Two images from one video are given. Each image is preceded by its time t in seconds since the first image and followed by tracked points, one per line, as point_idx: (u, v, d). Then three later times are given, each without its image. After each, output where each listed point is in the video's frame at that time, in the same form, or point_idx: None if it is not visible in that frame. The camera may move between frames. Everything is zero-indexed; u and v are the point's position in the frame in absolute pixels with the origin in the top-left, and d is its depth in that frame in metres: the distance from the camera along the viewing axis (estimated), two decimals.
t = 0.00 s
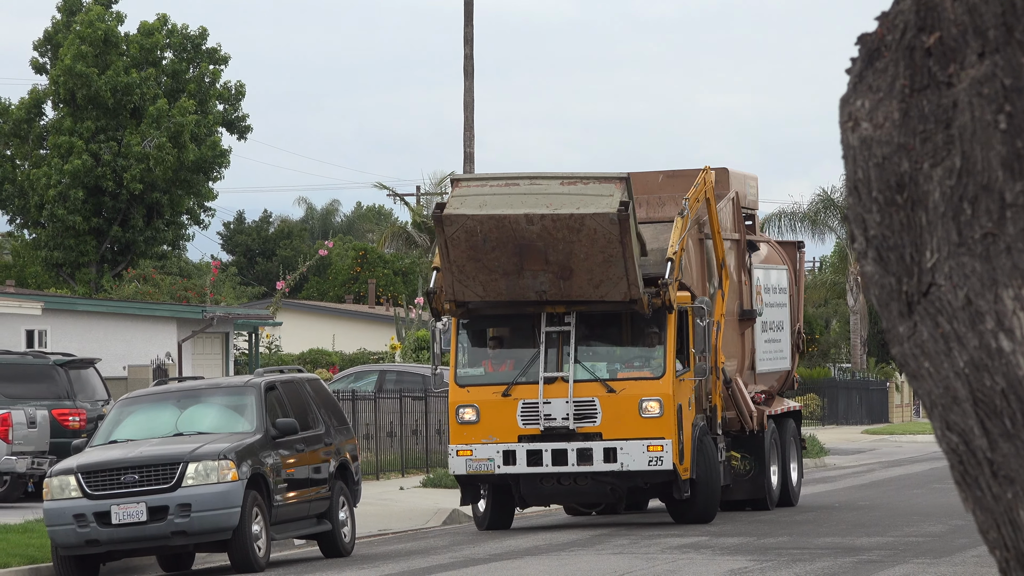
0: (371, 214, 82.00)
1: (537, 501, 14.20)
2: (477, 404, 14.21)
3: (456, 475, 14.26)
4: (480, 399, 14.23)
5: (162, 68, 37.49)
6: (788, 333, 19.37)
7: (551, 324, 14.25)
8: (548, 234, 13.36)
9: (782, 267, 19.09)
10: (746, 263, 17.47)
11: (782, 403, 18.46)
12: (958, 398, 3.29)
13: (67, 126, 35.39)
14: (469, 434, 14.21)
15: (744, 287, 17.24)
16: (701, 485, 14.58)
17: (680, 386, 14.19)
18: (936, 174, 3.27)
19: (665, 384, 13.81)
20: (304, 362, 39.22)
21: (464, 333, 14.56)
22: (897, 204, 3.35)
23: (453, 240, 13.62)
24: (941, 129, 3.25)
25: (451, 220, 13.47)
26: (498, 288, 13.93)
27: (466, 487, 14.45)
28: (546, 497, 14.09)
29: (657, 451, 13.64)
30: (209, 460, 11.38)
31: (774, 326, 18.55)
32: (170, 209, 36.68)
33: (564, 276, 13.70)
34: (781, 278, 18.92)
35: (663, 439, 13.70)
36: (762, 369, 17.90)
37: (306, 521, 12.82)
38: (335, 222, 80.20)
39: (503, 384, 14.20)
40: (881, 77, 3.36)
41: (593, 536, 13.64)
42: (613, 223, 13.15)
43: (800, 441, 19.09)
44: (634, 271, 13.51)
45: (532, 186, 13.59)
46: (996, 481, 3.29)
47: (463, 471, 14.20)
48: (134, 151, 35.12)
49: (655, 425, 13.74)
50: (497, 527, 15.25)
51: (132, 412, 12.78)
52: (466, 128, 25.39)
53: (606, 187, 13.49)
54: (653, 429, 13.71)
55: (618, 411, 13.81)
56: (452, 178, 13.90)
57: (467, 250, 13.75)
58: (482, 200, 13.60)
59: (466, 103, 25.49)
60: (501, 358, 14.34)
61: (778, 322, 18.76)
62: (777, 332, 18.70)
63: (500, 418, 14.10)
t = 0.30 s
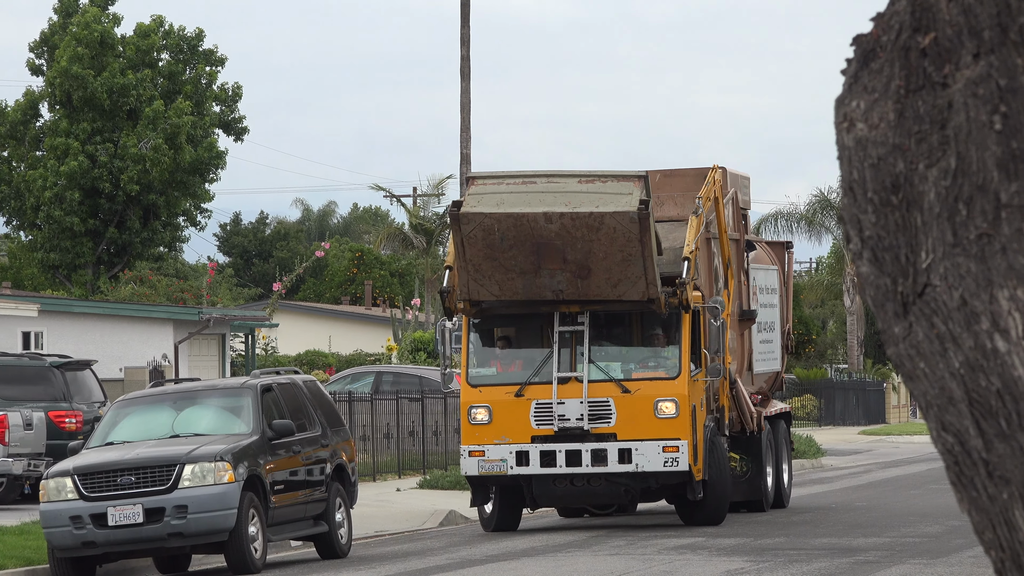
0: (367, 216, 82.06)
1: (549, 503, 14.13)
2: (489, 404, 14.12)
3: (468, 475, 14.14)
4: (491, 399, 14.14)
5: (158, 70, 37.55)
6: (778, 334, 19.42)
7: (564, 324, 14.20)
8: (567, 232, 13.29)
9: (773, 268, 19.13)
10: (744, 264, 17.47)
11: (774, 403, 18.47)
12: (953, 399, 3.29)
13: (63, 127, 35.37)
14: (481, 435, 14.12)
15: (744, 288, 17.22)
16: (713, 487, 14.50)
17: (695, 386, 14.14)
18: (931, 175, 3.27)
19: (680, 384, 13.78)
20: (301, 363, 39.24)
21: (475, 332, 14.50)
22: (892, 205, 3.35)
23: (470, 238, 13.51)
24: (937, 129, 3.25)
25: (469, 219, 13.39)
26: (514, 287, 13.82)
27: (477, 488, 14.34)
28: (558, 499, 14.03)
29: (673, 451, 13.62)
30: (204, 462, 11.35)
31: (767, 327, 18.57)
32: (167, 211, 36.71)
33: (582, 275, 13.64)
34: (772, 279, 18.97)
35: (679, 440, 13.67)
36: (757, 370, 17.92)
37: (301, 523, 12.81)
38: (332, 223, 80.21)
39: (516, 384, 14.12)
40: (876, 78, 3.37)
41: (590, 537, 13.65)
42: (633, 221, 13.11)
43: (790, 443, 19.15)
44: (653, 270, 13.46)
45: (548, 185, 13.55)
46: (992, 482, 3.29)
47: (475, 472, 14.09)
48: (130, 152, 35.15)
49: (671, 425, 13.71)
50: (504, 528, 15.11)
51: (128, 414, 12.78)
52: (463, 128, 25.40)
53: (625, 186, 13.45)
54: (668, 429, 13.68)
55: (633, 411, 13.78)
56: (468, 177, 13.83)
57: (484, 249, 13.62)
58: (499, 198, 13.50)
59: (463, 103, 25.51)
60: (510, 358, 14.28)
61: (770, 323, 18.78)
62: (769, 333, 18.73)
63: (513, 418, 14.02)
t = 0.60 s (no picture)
0: (365, 216, 82.17)
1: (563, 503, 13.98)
2: (503, 403, 13.91)
3: (483, 476, 13.98)
4: (507, 398, 13.91)
5: (155, 70, 37.61)
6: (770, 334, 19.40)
7: (580, 322, 13.98)
8: (591, 229, 13.11)
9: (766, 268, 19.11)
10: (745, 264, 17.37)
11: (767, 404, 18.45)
12: (949, 400, 3.29)
13: (60, 129, 35.43)
14: (496, 434, 13.93)
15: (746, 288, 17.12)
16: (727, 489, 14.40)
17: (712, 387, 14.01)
18: (928, 176, 3.27)
19: (699, 385, 13.65)
20: (299, 363, 39.29)
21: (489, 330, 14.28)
22: (890, 205, 3.35)
23: (492, 235, 13.25)
24: (933, 131, 3.26)
25: (491, 216, 13.12)
26: (534, 285, 13.59)
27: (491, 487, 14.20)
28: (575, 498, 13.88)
29: (691, 453, 13.53)
30: (202, 462, 11.36)
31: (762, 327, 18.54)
32: (164, 212, 36.80)
33: (604, 274, 13.44)
34: (765, 279, 18.94)
35: (696, 441, 13.58)
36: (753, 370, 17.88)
37: (300, 523, 12.84)
38: (330, 224, 80.27)
39: (532, 383, 13.90)
40: (874, 79, 3.38)
41: (587, 538, 13.64)
42: (658, 219, 12.94)
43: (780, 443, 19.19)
44: (676, 269, 13.28)
45: (569, 183, 13.33)
46: (988, 483, 3.29)
47: (489, 472, 13.91)
48: (128, 153, 35.21)
49: (689, 426, 13.59)
50: (515, 527, 14.93)
51: (125, 414, 12.78)
52: (459, 129, 25.41)
53: (648, 184, 13.32)
54: (686, 430, 13.56)
55: (650, 412, 13.63)
56: (488, 173, 13.57)
57: (505, 245, 13.37)
58: (521, 195, 13.25)
59: (459, 104, 25.53)
60: (521, 357, 14.06)
61: (764, 323, 18.75)
62: (763, 333, 18.69)
63: (528, 418, 13.82)
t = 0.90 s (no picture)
0: (366, 215, 82.25)
1: (580, 502, 13.79)
2: (523, 401, 13.70)
3: (500, 474, 13.73)
4: (526, 395, 13.71)
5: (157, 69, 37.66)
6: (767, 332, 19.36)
7: (600, 319, 13.76)
8: (616, 226, 12.85)
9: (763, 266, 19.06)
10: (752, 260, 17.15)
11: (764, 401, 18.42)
12: (952, 398, 3.29)
13: (61, 126, 35.36)
14: (515, 432, 13.69)
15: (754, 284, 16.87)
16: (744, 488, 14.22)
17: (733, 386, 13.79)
18: (931, 175, 3.27)
19: (721, 384, 13.45)
20: (300, 361, 39.31)
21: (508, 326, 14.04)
22: (892, 205, 3.35)
23: (516, 231, 13.01)
24: (936, 130, 3.25)
25: (515, 210, 12.89)
26: (557, 281, 13.31)
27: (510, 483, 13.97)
28: (593, 497, 13.67)
29: (712, 452, 13.31)
30: (203, 460, 11.37)
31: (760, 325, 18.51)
32: (165, 210, 36.82)
33: (628, 271, 13.16)
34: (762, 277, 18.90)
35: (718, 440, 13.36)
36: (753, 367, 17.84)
37: (300, 522, 12.85)
38: (331, 222, 80.29)
39: (552, 381, 13.70)
40: (876, 77, 3.36)
41: (589, 537, 13.64)
42: (685, 216, 12.72)
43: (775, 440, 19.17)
44: (701, 267, 13.01)
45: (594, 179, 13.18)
46: (991, 482, 3.28)
47: (508, 470, 13.68)
48: (129, 151, 35.19)
49: (711, 425, 13.38)
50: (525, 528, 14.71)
51: (126, 412, 12.77)
52: (460, 128, 25.45)
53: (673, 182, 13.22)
54: (707, 430, 13.35)
55: (672, 411, 13.44)
56: (511, 169, 13.58)
57: (528, 242, 13.10)
58: (545, 190, 13.15)
59: (460, 103, 25.56)
60: (540, 353, 13.84)
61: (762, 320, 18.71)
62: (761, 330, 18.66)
63: (548, 415, 13.61)
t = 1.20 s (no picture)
0: (366, 211, 82.30)
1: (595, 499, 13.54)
2: (538, 397, 13.47)
3: (516, 471, 13.51)
4: (541, 391, 13.49)
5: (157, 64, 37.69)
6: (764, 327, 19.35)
7: (615, 314, 13.55)
8: (637, 220, 12.60)
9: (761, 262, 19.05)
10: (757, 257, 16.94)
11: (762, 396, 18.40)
12: (952, 395, 3.29)
13: (62, 122, 35.24)
14: (529, 428, 13.45)
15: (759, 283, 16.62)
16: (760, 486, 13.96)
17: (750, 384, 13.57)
18: (932, 170, 3.27)
19: (739, 379, 13.23)
20: (299, 357, 39.32)
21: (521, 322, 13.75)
22: (892, 201, 3.36)
23: (534, 224, 12.69)
24: (936, 126, 3.26)
25: (535, 204, 12.59)
26: (575, 276, 13.04)
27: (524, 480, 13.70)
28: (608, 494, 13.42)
29: (730, 449, 13.11)
30: (203, 456, 11.37)
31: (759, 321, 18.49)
32: (165, 205, 36.82)
33: (647, 265, 12.94)
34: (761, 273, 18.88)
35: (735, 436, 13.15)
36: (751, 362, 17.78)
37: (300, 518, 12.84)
38: (330, 218, 80.26)
39: (567, 376, 13.48)
40: (877, 74, 3.38)
41: (589, 534, 13.63)
42: (707, 210, 12.46)
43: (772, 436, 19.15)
44: (722, 261, 12.78)
45: (615, 171, 12.85)
46: (991, 478, 3.28)
47: (523, 467, 13.45)
48: (129, 147, 35.17)
49: (729, 422, 13.18)
50: (534, 524, 14.49)
51: (126, 408, 12.77)
52: (460, 123, 25.42)
53: (695, 174, 12.85)
54: (725, 425, 13.15)
55: (689, 406, 13.22)
56: (529, 160, 13.05)
57: (547, 236, 12.80)
58: (565, 183, 12.73)
59: (461, 98, 25.53)
60: (554, 347, 13.62)
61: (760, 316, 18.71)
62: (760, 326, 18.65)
63: (564, 411, 13.39)
